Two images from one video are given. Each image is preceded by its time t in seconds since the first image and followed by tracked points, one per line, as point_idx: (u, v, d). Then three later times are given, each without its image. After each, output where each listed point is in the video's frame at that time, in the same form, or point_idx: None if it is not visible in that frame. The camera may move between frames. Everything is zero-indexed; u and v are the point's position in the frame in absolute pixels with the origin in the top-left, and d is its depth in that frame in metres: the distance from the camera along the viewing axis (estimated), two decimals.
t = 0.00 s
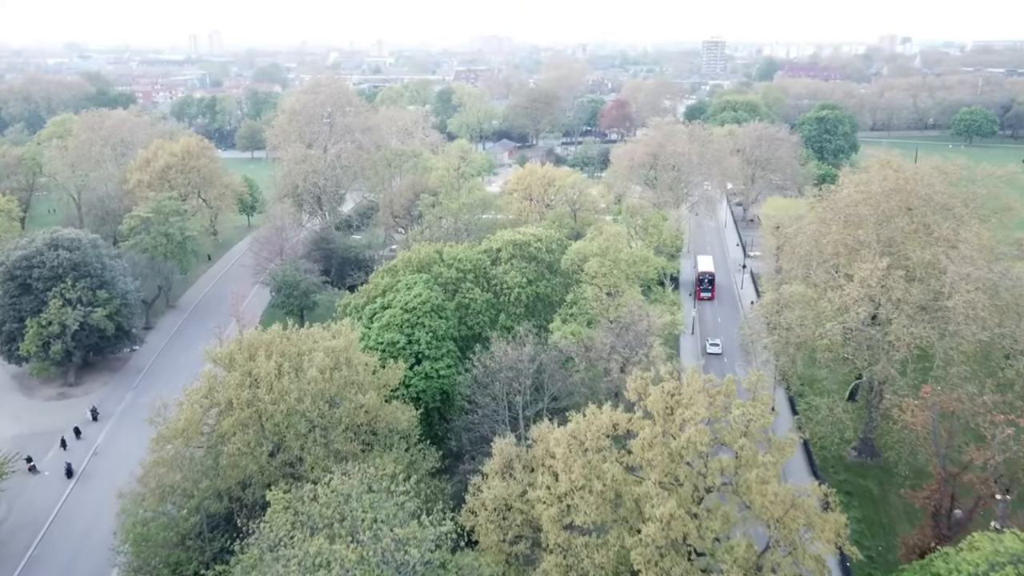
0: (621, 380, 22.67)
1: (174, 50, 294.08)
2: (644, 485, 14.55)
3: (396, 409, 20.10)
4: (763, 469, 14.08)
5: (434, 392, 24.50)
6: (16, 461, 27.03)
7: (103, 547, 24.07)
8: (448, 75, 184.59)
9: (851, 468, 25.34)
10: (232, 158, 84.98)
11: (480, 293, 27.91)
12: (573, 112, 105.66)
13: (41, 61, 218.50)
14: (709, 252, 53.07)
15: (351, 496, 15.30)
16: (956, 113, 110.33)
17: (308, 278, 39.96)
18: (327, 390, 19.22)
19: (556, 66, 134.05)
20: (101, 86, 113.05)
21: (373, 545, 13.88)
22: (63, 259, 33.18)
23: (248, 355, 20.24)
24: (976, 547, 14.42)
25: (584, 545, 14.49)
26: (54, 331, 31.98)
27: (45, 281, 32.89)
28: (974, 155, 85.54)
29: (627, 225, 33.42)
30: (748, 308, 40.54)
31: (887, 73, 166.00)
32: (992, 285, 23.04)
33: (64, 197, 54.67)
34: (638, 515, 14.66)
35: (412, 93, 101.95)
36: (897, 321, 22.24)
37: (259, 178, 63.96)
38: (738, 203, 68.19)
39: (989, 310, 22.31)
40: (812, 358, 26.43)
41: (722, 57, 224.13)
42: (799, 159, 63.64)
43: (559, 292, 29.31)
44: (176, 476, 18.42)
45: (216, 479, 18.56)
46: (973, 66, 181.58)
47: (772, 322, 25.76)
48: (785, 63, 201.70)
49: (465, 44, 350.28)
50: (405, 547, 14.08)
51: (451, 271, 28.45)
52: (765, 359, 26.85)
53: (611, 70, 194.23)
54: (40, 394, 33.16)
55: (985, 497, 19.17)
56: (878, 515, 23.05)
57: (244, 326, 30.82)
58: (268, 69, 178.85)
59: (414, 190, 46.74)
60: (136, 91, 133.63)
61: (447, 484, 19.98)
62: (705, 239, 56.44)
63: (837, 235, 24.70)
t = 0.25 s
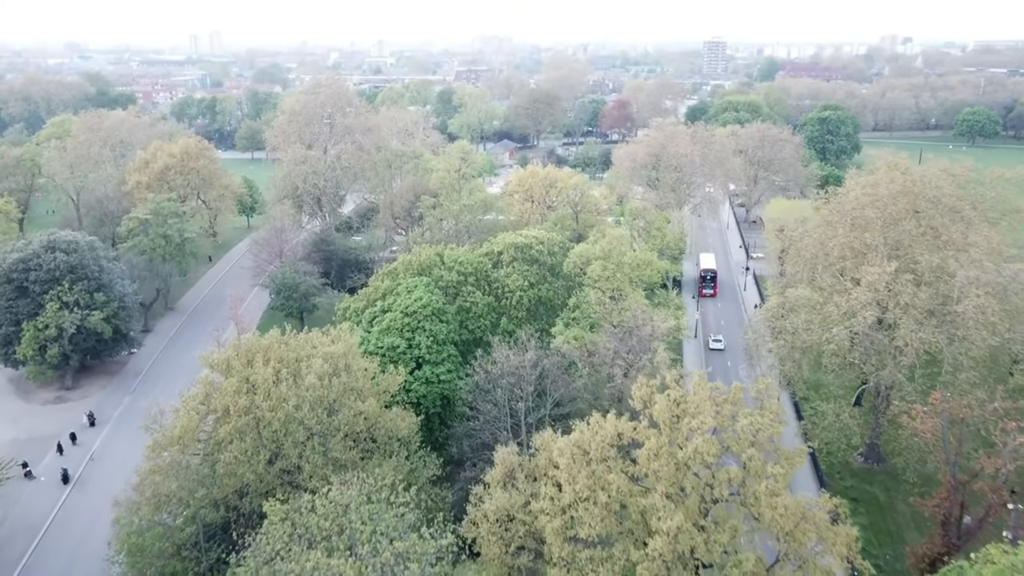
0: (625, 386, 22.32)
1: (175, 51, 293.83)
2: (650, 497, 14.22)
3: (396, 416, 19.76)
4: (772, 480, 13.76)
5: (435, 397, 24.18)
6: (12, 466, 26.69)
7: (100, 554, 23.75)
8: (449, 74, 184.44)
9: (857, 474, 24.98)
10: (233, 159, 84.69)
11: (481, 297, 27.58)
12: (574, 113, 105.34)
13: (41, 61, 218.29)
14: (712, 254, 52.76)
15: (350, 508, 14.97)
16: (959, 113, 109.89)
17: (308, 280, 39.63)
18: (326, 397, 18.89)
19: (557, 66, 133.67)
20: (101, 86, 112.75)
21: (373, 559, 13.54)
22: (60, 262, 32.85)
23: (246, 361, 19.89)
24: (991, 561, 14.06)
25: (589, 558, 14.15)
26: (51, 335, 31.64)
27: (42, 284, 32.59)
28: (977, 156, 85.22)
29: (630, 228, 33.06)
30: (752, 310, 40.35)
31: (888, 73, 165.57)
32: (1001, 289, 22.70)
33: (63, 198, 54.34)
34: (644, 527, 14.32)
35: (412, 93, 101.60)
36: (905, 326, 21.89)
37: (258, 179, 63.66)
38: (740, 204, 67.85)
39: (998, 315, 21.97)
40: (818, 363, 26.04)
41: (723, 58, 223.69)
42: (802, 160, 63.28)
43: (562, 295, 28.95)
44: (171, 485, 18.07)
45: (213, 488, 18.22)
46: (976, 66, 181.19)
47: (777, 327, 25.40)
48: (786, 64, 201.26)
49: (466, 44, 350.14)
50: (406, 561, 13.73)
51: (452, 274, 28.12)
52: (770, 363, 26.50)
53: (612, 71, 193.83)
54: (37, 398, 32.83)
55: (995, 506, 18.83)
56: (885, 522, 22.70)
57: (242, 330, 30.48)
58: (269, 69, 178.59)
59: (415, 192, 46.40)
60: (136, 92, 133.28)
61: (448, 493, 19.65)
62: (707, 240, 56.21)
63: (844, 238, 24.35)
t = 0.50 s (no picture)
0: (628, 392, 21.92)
1: (176, 52, 293.77)
2: (656, 511, 13.85)
3: (396, 424, 19.39)
4: (782, 494, 13.40)
5: (435, 404, 23.83)
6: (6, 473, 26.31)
7: (96, 563, 23.38)
8: (449, 75, 184.18)
9: (864, 481, 24.58)
10: (232, 161, 84.39)
11: (482, 301, 27.20)
12: (575, 114, 104.98)
13: (41, 62, 218.26)
14: (714, 256, 52.42)
15: (348, 522, 14.61)
16: (961, 114, 109.48)
17: (308, 283, 39.27)
18: (324, 405, 18.51)
19: (558, 67, 133.35)
20: (100, 87, 112.55)
21: None
22: (57, 265, 32.49)
23: (243, 368, 19.50)
24: None
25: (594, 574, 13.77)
26: (47, 339, 31.26)
27: (38, 288, 32.23)
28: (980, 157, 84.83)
29: (633, 231, 32.67)
30: (756, 313, 40.09)
31: (889, 74, 165.19)
32: (1012, 294, 22.30)
33: (61, 200, 53.99)
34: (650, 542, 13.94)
35: (413, 94, 101.25)
36: (914, 332, 21.52)
37: (258, 180, 63.31)
38: (743, 206, 67.45)
39: (1009, 321, 21.56)
40: (824, 368, 25.63)
41: (724, 58, 223.30)
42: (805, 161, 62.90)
43: (564, 299, 28.55)
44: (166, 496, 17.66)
45: (209, 500, 17.83)
46: (978, 66, 180.85)
47: (783, 332, 25.01)
48: (788, 64, 200.94)
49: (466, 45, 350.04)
50: None
51: (453, 277, 27.77)
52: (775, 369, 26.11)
53: (613, 71, 193.45)
54: (32, 403, 32.44)
55: (1008, 517, 18.44)
56: (894, 531, 22.28)
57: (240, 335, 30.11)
58: (270, 70, 178.47)
59: (415, 194, 46.02)
60: (136, 93, 133.08)
61: (449, 503, 19.26)
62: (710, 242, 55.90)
63: (851, 242, 23.96)
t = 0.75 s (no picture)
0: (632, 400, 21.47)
1: (176, 52, 293.45)
2: (662, 527, 13.46)
3: (395, 434, 18.99)
4: (792, 509, 13.04)
5: (435, 411, 23.44)
6: None
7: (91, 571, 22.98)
8: (450, 76, 183.80)
9: (871, 488, 24.15)
10: (232, 161, 83.98)
11: (483, 306, 26.80)
12: (576, 114, 104.55)
13: (41, 62, 218.07)
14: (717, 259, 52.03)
15: (345, 536, 14.23)
16: (964, 115, 108.99)
17: (307, 287, 38.85)
18: (321, 415, 18.11)
19: (558, 67, 132.90)
20: (100, 88, 112.19)
21: None
22: (52, 269, 32.13)
23: (239, 376, 19.08)
24: None
25: None
26: (42, 344, 30.86)
27: (33, 291, 31.87)
28: (983, 158, 84.38)
29: (637, 234, 32.27)
30: (759, 318, 39.83)
31: (890, 75, 164.83)
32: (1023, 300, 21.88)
33: (59, 202, 53.58)
34: (656, 558, 13.55)
35: (413, 95, 100.83)
36: (924, 338, 21.10)
37: (257, 181, 62.92)
38: (745, 207, 67.02)
39: (1020, 327, 21.17)
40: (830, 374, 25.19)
41: (725, 58, 222.79)
42: (808, 162, 62.47)
43: (566, 303, 28.14)
44: (159, 508, 17.26)
45: (203, 511, 17.42)
46: (980, 67, 180.38)
47: (789, 337, 24.58)
48: (789, 64, 200.46)
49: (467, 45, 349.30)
50: None
51: (453, 282, 27.39)
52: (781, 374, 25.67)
53: (614, 72, 192.94)
54: (27, 408, 32.04)
55: (1021, 528, 18.02)
56: (902, 541, 21.85)
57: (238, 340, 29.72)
58: (270, 71, 178.19)
59: (415, 196, 45.61)
60: (136, 94, 132.78)
61: (449, 514, 18.86)
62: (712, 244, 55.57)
63: (859, 246, 23.56)
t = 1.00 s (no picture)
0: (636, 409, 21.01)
1: (177, 53, 293.04)
2: (670, 545, 13.01)
3: (393, 445, 18.55)
4: (803, 527, 12.61)
5: (435, 419, 23.03)
6: None
7: None
8: (450, 76, 183.46)
9: (879, 497, 23.68)
10: (231, 163, 83.57)
11: (483, 311, 26.34)
12: (577, 115, 104.05)
13: (41, 63, 217.93)
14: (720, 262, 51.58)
15: (341, 554, 13.79)
16: (966, 116, 108.55)
17: (306, 290, 38.38)
18: (317, 426, 17.67)
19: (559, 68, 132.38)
20: (99, 89, 111.67)
21: None
22: (47, 273, 31.69)
23: (233, 386, 18.64)
24: None
25: None
26: (36, 349, 30.44)
27: (27, 296, 31.47)
28: (986, 159, 83.95)
29: (641, 238, 31.75)
30: (763, 322, 39.57)
31: (892, 76, 164.40)
32: None
33: (56, 204, 53.15)
34: None
35: (413, 96, 100.31)
36: (934, 346, 20.67)
37: (257, 183, 62.50)
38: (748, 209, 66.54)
39: None
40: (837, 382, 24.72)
41: (726, 59, 222.28)
42: (811, 164, 62.04)
43: (568, 309, 27.66)
44: (151, 522, 16.82)
45: (196, 525, 16.98)
46: (981, 67, 179.99)
47: (796, 344, 24.12)
48: (790, 65, 199.97)
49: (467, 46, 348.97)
50: None
51: (453, 286, 26.94)
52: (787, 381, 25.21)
53: (616, 73, 192.46)
54: (21, 415, 31.60)
55: None
56: (912, 552, 21.37)
57: (235, 346, 29.28)
58: (270, 72, 177.84)
59: (416, 198, 45.12)
60: (135, 94, 132.38)
61: (449, 527, 18.43)
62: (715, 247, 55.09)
63: (868, 251, 23.08)
